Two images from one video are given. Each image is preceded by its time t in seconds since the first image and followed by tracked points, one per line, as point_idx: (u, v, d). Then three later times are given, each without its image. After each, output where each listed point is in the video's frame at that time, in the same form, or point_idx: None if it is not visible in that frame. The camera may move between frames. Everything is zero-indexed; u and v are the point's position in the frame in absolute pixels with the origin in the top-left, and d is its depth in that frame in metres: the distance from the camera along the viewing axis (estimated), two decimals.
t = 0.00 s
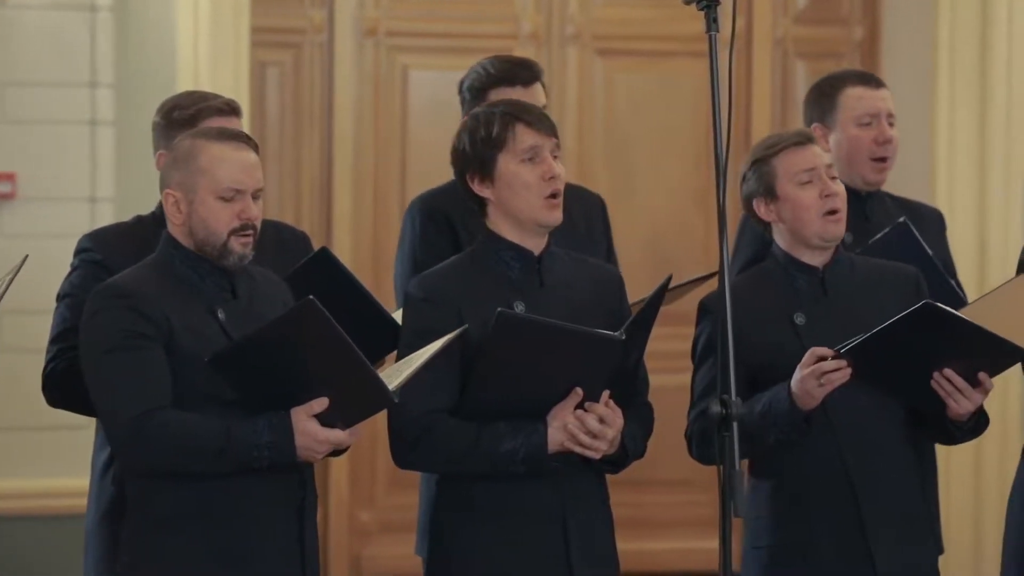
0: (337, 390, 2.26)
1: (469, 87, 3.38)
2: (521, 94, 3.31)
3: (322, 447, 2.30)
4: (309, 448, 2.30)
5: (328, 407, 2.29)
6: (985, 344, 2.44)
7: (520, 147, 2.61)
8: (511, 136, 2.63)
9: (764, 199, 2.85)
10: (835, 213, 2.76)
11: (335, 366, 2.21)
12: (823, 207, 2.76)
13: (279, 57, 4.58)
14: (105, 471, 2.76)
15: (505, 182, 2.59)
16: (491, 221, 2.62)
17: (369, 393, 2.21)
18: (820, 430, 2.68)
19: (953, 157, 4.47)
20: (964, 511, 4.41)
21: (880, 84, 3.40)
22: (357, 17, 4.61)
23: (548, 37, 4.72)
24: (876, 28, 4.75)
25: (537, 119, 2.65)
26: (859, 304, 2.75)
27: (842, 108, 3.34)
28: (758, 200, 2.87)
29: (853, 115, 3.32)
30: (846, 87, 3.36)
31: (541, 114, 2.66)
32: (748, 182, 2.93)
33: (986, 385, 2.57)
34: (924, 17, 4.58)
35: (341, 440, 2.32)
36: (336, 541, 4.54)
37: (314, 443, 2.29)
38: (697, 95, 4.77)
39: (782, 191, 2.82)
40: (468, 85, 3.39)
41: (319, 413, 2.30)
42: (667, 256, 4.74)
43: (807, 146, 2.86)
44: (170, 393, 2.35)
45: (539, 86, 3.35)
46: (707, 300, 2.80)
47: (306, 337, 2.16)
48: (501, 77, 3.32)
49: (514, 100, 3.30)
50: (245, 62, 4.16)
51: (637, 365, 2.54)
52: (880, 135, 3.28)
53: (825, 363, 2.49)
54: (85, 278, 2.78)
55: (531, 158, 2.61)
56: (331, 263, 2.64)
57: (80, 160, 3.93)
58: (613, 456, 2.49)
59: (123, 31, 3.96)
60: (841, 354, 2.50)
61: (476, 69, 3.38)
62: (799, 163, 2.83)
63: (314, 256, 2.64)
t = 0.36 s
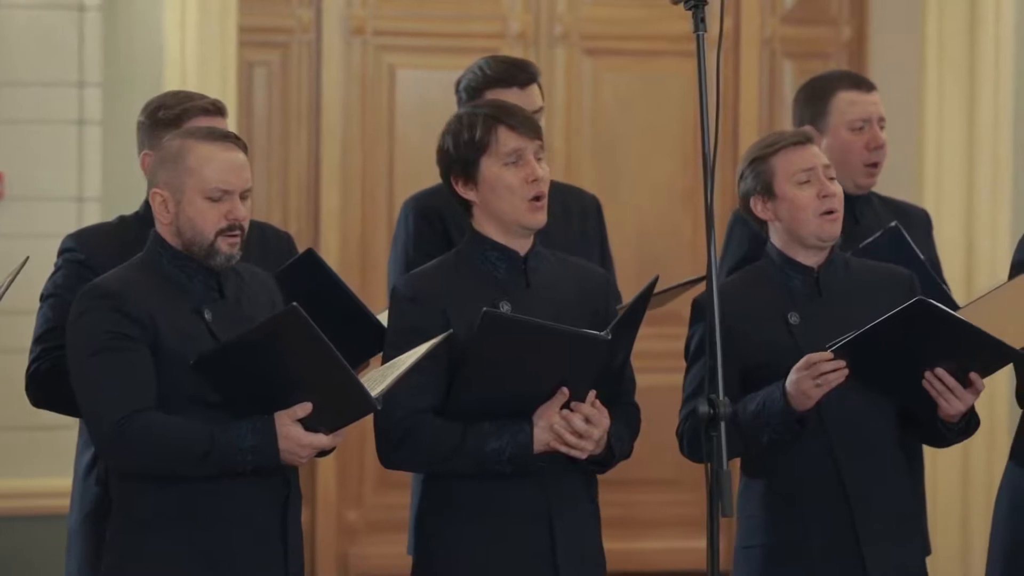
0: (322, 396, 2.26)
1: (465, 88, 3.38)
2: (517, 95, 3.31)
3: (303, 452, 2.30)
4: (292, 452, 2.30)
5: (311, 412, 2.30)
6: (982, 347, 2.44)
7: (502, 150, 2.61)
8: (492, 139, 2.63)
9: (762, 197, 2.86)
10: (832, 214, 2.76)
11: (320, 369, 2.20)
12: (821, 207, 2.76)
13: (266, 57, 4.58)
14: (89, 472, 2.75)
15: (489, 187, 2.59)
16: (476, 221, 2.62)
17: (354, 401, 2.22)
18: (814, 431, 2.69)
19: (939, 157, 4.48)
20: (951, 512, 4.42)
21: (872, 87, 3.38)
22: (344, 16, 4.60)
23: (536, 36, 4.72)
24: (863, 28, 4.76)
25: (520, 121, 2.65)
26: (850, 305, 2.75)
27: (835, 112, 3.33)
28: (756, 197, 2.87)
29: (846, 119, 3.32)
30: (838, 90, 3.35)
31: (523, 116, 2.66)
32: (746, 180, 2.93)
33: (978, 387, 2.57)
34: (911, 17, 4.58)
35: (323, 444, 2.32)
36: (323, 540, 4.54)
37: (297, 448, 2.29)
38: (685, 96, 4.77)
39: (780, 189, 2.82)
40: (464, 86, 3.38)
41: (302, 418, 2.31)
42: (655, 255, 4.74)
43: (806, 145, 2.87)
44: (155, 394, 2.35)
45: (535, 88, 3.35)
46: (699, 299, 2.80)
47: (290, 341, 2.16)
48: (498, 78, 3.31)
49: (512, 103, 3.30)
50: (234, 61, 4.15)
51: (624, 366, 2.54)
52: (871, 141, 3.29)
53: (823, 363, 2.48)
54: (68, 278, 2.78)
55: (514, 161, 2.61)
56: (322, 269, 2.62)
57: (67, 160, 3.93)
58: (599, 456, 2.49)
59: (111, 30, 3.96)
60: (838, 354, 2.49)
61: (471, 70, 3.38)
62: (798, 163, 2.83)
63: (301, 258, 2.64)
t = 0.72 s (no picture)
0: (304, 398, 2.26)
1: (454, 88, 3.37)
2: (506, 96, 3.31)
3: (286, 454, 2.30)
4: (274, 453, 2.29)
5: (295, 415, 2.29)
6: (967, 347, 2.45)
7: (488, 152, 2.61)
8: (476, 142, 2.63)
9: (754, 196, 2.85)
10: (825, 212, 2.75)
11: (304, 370, 2.20)
12: (814, 205, 2.75)
13: (253, 57, 4.57)
14: (71, 473, 2.75)
15: (474, 188, 2.59)
16: (463, 222, 2.62)
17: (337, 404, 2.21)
18: (808, 432, 2.68)
19: (926, 157, 4.48)
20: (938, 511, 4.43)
21: (860, 90, 3.33)
22: (332, 16, 4.60)
23: (523, 36, 4.72)
24: (850, 28, 4.77)
25: (504, 121, 2.64)
26: (837, 304, 2.75)
27: (823, 117, 3.29)
28: (748, 196, 2.86)
29: (833, 124, 3.27)
30: (826, 94, 3.30)
31: (508, 116, 2.65)
32: (738, 180, 2.92)
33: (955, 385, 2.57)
34: (899, 17, 4.59)
35: (306, 447, 2.32)
36: (310, 539, 4.54)
37: (280, 450, 2.29)
38: (674, 95, 4.77)
39: (773, 188, 2.81)
40: (453, 85, 3.38)
41: (286, 420, 2.30)
42: (642, 255, 4.75)
43: (799, 144, 2.86)
44: (139, 392, 2.35)
45: (524, 88, 3.35)
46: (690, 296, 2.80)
47: (274, 342, 2.17)
48: (485, 77, 3.32)
49: (499, 103, 3.30)
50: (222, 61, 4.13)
51: (611, 367, 2.54)
52: (858, 146, 3.24)
53: (839, 372, 2.50)
54: (50, 277, 2.78)
55: (499, 163, 2.60)
56: (299, 264, 2.63)
57: (54, 160, 3.86)
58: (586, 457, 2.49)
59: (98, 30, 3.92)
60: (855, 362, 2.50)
61: (461, 69, 3.37)
62: (789, 163, 2.82)
63: (282, 256, 2.65)
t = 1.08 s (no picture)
0: (294, 397, 2.26)
1: (432, 87, 3.37)
2: (487, 96, 3.32)
3: (277, 452, 2.29)
4: (265, 451, 2.29)
5: (286, 412, 2.28)
6: (948, 350, 2.45)
7: (476, 150, 2.61)
8: (463, 141, 2.63)
9: (741, 195, 2.85)
10: (812, 207, 2.76)
11: (294, 369, 2.20)
12: (800, 202, 2.76)
13: (242, 56, 4.57)
14: (57, 473, 2.75)
15: (461, 185, 2.58)
16: (450, 220, 2.61)
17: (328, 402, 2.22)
18: (802, 434, 2.68)
19: (916, 159, 4.49)
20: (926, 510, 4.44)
21: (846, 92, 3.33)
22: (321, 14, 4.60)
23: (512, 35, 4.72)
24: (839, 28, 4.78)
25: (492, 120, 2.64)
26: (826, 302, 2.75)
27: (809, 119, 3.28)
28: (735, 195, 2.86)
29: (819, 126, 3.27)
30: (813, 96, 3.30)
31: (495, 115, 2.65)
32: (724, 179, 2.92)
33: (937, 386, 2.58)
34: (886, 17, 4.60)
35: (297, 445, 2.31)
36: (299, 538, 4.54)
37: (271, 448, 2.29)
38: (662, 94, 4.77)
39: (759, 186, 2.81)
40: (432, 85, 3.37)
41: (278, 417, 2.30)
42: (630, 254, 4.75)
43: (784, 142, 2.87)
44: (128, 391, 2.35)
45: (504, 87, 3.35)
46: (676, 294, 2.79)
47: (264, 341, 2.17)
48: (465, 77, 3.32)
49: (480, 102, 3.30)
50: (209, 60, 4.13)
51: (600, 367, 2.54)
52: (844, 149, 3.24)
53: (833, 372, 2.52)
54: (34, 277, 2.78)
55: (487, 162, 2.61)
56: (286, 260, 2.63)
57: (42, 159, 3.87)
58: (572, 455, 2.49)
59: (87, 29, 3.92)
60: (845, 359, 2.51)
61: (440, 68, 3.37)
62: (775, 161, 2.83)
63: (266, 255, 2.66)
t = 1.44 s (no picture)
0: (282, 394, 2.26)
1: (401, 87, 3.39)
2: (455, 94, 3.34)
3: (264, 449, 2.30)
4: (252, 448, 2.29)
5: (273, 409, 2.29)
6: (925, 350, 2.47)
7: (460, 148, 2.61)
8: (448, 139, 2.63)
9: (716, 196, 2.85)
10: (788, 207, 2.77)
11: (282, 366, 2.20)
12: (776, 201, 2.77)
13: (225, 55, 4.56)
14: (38, 474, 2.75)
15: (446, 183, 2.59)
16: (433, 219, 2.62)
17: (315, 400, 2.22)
18: (780, 432, 2.68)
19: (900, 157, 4.50)
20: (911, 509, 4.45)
21: (826, 91, 3.34)
22: (304, 13, 4.60)
23: (496, 35, 4.72)
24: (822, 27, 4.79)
25: (475, 118, 2.64)
26: (806, 300, 2.76)
27: (790, 119, 3.29)
28: (710, 197, 2.86)
29: (800, 126, 3.28)
30: (794, 96, 3.31)
31: (479, 112, 2.65)
32: (698, 179, 2.92)
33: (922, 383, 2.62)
34: (870, 16, 4.61)
35: (284, 442, 2.32)
36: (283, 538, 4.54)
37: (258, 445, 2.29)
38: (647, 94, 4.78)
39: (735, 186, 2.82)
40: (400, 85, 3.39)
41: (264, 415, 2.30)
42: (615, 253, 4.75)
43: (758, 142, 2.87)
44: (116, 390, 2.35)
45: (471, 86, 3.36)
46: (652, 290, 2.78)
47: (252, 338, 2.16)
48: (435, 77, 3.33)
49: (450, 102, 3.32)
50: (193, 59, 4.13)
51: (583, 365, 2.55)
52: (825, 147, 3.25)
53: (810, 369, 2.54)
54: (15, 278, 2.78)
55: (471, 160, 2.61)
56: (269, 263, 2.64)
57: (26, 158, 3.87)
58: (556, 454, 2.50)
59: (71, 29, 3.91)
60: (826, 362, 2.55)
61: (407, 67, 3.39)
62: (750, 160, 2.83)
63: (246, 255, 2.66)
